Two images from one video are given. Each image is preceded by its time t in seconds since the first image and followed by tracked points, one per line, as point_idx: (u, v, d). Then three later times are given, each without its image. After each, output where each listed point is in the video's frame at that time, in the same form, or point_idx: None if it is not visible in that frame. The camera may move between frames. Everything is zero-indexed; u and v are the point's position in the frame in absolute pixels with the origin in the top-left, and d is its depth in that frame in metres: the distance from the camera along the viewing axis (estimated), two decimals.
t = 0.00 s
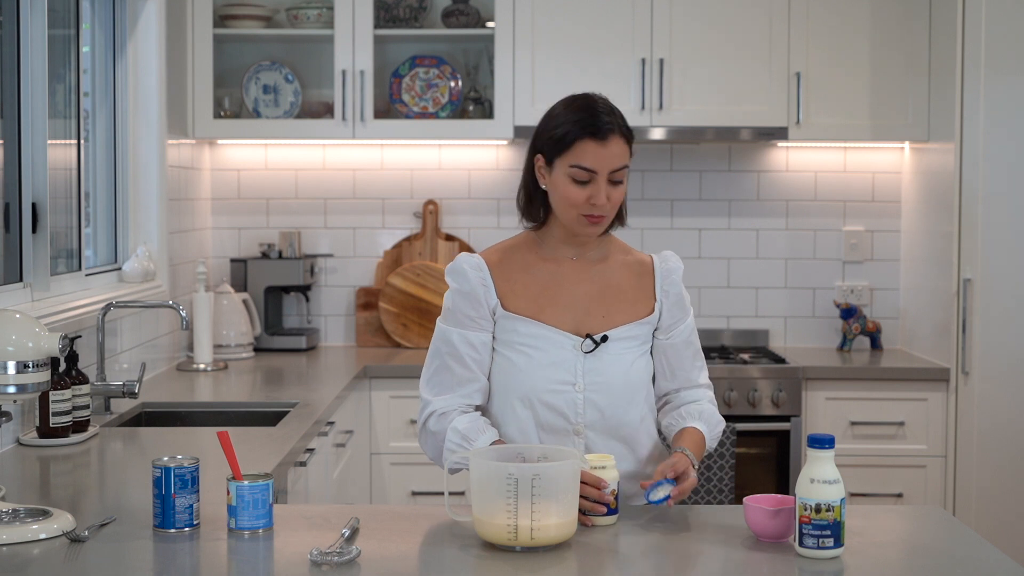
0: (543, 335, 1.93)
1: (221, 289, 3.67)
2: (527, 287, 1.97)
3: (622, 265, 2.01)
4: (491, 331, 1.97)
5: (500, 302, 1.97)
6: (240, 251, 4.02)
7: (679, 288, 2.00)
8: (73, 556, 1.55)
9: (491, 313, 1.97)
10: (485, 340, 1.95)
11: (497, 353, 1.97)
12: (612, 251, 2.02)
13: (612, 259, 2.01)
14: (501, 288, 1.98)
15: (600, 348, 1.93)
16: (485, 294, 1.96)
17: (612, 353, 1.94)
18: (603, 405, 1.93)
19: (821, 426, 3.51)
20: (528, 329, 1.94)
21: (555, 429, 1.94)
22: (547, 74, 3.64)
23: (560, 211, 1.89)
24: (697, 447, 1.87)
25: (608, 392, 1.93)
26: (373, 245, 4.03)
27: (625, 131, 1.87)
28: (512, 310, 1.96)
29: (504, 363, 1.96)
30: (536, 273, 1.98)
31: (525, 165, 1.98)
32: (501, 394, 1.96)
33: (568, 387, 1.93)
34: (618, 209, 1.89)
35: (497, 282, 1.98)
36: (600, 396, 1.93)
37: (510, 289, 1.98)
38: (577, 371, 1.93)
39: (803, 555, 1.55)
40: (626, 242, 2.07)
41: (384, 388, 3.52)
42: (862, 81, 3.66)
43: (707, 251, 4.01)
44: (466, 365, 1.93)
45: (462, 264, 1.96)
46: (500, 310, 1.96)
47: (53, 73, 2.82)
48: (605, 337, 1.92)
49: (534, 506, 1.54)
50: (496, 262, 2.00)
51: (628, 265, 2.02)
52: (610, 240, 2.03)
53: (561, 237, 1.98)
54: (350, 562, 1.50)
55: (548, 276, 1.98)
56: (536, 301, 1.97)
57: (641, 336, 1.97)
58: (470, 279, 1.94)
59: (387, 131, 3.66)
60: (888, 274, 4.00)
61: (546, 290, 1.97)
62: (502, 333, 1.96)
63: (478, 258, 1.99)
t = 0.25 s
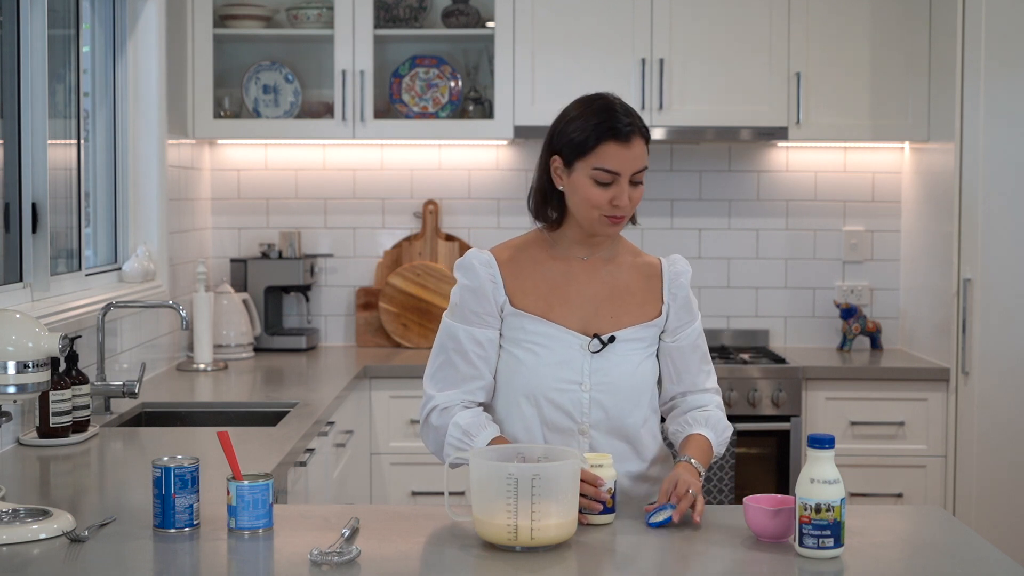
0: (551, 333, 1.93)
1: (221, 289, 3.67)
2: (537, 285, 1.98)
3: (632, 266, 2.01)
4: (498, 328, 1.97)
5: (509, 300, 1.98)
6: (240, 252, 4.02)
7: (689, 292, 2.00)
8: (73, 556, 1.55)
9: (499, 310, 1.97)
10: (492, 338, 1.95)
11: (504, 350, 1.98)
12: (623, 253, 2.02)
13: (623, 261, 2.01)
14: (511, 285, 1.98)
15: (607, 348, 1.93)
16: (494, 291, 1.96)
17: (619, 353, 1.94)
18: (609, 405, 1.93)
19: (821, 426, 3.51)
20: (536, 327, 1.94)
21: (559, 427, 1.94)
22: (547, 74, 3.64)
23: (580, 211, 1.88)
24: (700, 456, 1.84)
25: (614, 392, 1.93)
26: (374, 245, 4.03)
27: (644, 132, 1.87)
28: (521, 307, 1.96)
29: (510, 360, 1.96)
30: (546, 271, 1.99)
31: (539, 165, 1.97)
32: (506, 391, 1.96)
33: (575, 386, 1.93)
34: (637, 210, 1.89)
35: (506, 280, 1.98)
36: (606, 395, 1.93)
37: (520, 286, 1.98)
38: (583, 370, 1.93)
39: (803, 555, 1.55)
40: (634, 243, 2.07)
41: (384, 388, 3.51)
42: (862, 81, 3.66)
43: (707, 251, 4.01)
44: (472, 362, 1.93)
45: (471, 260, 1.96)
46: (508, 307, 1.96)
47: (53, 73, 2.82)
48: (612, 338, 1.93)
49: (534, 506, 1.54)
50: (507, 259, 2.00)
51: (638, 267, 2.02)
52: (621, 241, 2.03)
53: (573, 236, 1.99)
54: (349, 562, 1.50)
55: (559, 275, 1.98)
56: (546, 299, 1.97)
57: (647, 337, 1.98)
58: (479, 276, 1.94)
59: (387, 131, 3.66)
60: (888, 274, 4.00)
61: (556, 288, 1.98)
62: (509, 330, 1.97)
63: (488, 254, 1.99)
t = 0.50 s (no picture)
0: (573, 329, 1.94)
1: (221, 289, 3.67)
2: (564, 282, 1.99)
3: (662, 267, 2.00)
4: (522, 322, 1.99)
5: (534, 295, 1.99)
6: (240, 251, 4.02)
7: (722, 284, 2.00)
8: (73, 556, 1.55)
9: (524, 305, 1.98)
10: (515, 331, 1.97)
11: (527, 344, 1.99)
12: (652, 254, 2.01)
13: (651, 261, 2.00)
14: (537, 280, 1.99)
15: (628, 348, 1.93)
16: (519, 286, 1.97)
17: (640, 353, 1.93)
18: (627, 406, 1.92)
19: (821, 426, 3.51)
20: (559, 323, 1.95)
21: (575, 424, 1.94)
22: (547, 74, 3.64)
23: (595, 208, 1.90)
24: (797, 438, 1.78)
25: (633, 393, 1.92)
26: (374, 245, 4.03)
27: (660, 134, 1.86)
28: (545, 303, 1.97)
29: (532, 355, 1.97)
30: (574, 269, 1.99)
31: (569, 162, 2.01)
32: (525, 385, 1.97)
33: (593, 383, 1.92)
34: (653, 211, 1.89)
35: (533, 275, 1.99)
36: (625, 395, 1.91)
37: (545, 281, 1.99)
38: (602, 369, 1.92)
39: (803, 555, 1.55)
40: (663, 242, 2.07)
41: (384, 388, 3.51)
42: (862, 81, 3.66)
43: (707, 251, 4.01)
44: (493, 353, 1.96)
45: (499, 253, 1.99)
46: (533, 302, 1.98)
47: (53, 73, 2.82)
48: (633, 337, 1.92)
49: (534, 506, 1.54)
50: (535, 255, 2.01)
51: (666, 269, 2.00)
52: (651, 242, 2.03)
53: (600, 235, 1.99)
54: (349, 562, 1.50)
55: (587, 273, 1.99)
56: (572, 295, 1.97)
57: (673, 339, 1.96)
58: (506, 269, 1.96)
59: (387, 131, 3.66)
60: (887, 275, 4.00)
61: (583, 285, 1.98)
62: (532, 325, 1.98)
63: (518, 249, 2.01)
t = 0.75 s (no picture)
0: (508, 318, 1.94)
1: (221, 289, 3.67)
2: (499, 272, 1.98)
3: (599, 260, 2.00)
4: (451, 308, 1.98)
5: (472, 283, 1.98)
6: (240, 252, 4.02)
7: (656, 285, 1.99)
8: (74, 556, 1.55)
9: (458, 291, 1.98)
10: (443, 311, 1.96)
11: (461, 331, 1.99)
12: (589, 247, 2.01)
13: (588, 254, 2.00)
14: (474, 269, 1.99)
15: (563, 337, 1.94)
16: (458, 271, 1.98)
17: (574, 342, 1.94)
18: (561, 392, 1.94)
19: (820, 426, 3.51)
20: (497, 312, 1.95)
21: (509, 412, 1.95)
22: (547, 74, 3.64)
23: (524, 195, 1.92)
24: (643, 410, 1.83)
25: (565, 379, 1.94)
26: (374, 245, 4.03)
27: (587, 118, 1.89)
28: (483, 291, 1.97)
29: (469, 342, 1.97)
30: (510, 258, 1.98)
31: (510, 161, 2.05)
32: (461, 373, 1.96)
33: (527, 370, 1.94)
34: (580, 198, 1.90)
35: (471, 264, 1.99)
36: (557, 380, 1.94)
37: (482, 271, 1.98)
38: (537, 355, 1.94)
39: (803, 555, 1.55)
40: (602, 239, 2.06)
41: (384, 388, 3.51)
42: (862, 81, 3.66)
43: (707, 251, 4.01)
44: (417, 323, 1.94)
45: (442, 241, 1.98)
46: (468, 290, 1.98)
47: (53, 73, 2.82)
48: (568, 326, 1.93)
49: (534, 505, 1.54)
50: (475, 246, 2.01)
51: (602, 262, 2.00)
52: (586, 236, 2.03)
53: (538, 227, 1.99)
54: (350, 562, 1.50)
55: (522, 263, 1.98)
56: (508, 284, 1.97)
57: (608, 329, 1.97)
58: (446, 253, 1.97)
59: (387, 131, 3.66)
60: (887, 274, 4.00)
61: (519, 275, 1.97)
62: (465, 313, 1.98)
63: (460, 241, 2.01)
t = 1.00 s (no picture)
0: (490, 319, 1.94)
1: (221, 289, 3.67)
2: (480, 272, 1.97)
3: (578, 261, 2.00)
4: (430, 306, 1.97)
5: (453, 283, 1.97)
6: (240, 252, 4.02)
7: (635, 286, 2.00)
8: (74, 556, 1.55)
9: (440, 290, 1.97)
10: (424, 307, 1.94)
11: (441, 331, 1.98)
12: (568, 248, 2.01)
13: (568, 255, 2.00)
14: (454, 270, 1.98)
15: (545, 338, 1.93)
16: (439, 269, 1.96)
17: (556, 343, 1.94)
18: (541, 393, 1.94)
19: (820, 426, 3.51)
20: (478, 313, 1.94)
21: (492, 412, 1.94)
22: (547, 74, 3.65)
23: (507, 195, 1.92)
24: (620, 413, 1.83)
25: (548, 379, 1.94)
26: (374, 245, 4.03)
27: (574, 121, 1.89)
28: (463, 291, 1.96)
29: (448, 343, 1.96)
30: (490, 260, 1.98)
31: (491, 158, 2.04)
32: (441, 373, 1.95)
33: (509, 370, 1.94)
34: (564, 200, 1.90)
35: (451, 266, 1.98)
36: (539, 381, 1.94)
37: (462, 272, 1.97)
38: (518, 356, 1.94)
39: (803, 555, 1.55)
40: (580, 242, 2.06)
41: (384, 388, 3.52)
42: (862, 81, 3.66)
43: (707, 251, 4.01)
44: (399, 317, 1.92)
45: (423, 239, 1.97)
46: (449, 290, 1.97)
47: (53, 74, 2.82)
48: (551, 327, 1.93)
49: (535, 506, 1.54)
50: (454, 246, 2.00)
51: (582, 263, 2.00)
52: (566, 237, 2.03)
53: (519, 228, 1.98)
54: (350, 562, 1.50)
55: (502, 264, 1.97)
56: (489, 285, 1.96)
57: (588, 330, 1.97)
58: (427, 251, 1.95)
59: (387, 131, 3.66)
60: (888, 275, 4.00)
61: (500, 276, 1.97)
62: (446, 312, 1.97)
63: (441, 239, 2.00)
